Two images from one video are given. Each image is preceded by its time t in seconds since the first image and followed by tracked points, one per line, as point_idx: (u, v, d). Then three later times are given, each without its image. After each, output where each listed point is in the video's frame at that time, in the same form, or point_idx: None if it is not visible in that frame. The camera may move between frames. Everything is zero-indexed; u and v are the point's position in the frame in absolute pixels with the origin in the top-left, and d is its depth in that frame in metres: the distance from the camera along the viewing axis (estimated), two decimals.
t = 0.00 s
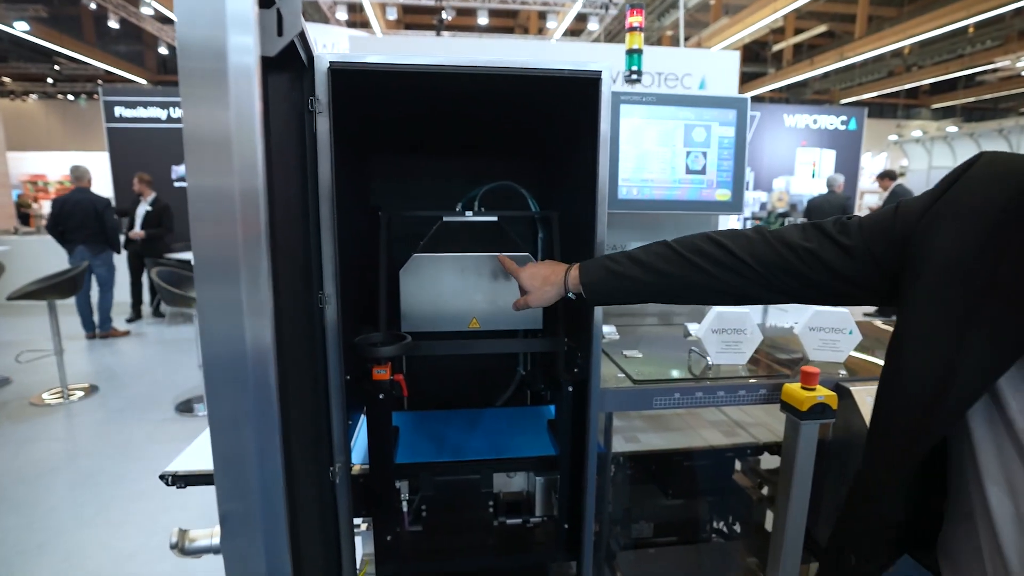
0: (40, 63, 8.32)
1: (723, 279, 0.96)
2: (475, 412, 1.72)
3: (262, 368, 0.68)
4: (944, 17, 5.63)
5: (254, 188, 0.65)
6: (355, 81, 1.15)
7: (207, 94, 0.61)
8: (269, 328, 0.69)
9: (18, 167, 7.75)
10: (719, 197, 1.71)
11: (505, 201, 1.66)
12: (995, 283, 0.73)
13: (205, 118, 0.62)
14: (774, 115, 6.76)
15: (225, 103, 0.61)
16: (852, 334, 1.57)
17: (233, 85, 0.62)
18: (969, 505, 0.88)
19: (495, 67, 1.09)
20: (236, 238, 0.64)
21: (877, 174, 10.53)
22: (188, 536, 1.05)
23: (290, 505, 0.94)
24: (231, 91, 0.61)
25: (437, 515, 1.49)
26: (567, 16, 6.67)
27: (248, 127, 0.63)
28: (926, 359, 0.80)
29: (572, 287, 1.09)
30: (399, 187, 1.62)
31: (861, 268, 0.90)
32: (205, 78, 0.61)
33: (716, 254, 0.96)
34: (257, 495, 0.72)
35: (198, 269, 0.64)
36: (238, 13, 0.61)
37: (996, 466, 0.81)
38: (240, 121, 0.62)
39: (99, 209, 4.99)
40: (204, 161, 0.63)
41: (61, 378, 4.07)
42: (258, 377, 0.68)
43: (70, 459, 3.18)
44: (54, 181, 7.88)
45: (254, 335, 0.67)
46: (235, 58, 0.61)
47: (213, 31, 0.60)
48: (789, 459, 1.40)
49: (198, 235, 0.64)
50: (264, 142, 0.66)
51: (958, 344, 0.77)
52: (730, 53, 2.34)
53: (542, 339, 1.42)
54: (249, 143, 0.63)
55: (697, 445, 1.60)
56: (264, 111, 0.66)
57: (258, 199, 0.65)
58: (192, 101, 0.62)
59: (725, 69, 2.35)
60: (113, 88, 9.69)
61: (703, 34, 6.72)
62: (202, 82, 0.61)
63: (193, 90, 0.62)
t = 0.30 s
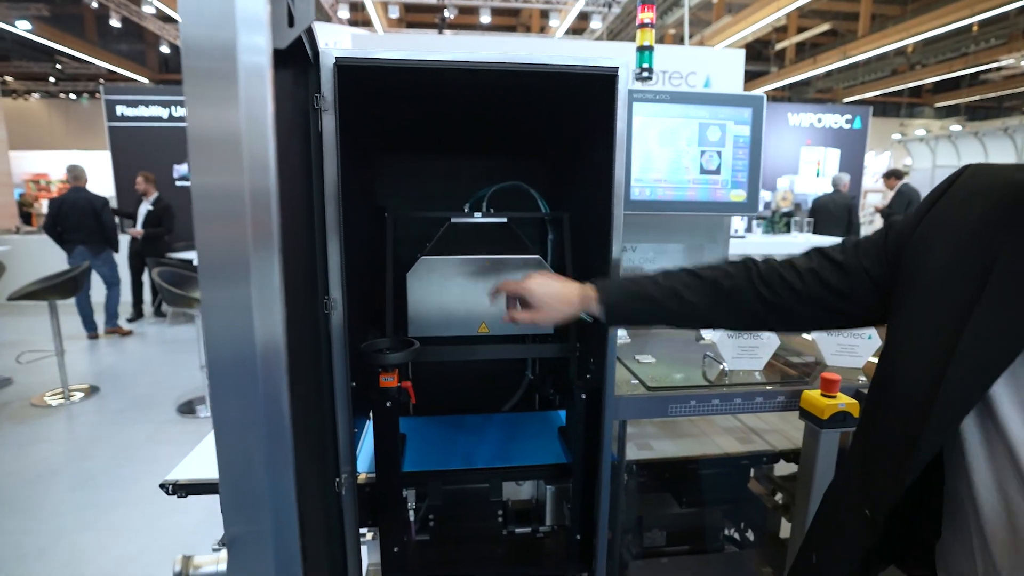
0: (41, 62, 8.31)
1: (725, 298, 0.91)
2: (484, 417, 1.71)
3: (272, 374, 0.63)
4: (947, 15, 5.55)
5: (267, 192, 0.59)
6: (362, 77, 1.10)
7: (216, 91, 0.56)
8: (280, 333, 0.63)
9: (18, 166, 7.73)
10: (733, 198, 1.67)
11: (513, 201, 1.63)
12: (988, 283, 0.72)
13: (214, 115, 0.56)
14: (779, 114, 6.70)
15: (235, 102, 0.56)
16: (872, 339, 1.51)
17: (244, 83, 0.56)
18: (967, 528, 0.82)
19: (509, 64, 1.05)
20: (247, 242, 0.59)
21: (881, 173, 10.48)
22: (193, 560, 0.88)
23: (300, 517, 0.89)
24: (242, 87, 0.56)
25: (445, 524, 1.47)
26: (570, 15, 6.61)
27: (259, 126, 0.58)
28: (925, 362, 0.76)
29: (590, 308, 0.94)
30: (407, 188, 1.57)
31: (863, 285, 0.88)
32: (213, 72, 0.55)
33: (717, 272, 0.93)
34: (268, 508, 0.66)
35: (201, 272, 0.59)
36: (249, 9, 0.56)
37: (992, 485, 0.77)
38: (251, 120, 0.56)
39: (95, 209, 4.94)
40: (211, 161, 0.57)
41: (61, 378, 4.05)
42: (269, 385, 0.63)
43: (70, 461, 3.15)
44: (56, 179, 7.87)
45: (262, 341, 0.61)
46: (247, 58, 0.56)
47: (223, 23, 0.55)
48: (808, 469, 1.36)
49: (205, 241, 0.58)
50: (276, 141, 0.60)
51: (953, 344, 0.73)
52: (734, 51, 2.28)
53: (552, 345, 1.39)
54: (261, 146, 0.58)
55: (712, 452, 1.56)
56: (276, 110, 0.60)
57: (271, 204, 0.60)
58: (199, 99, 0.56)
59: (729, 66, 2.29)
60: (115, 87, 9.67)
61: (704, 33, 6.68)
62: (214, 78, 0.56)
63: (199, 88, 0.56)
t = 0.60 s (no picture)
0: (43, 59, 8.28)
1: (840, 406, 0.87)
2: (494, 422, 1.68)
3: (280, 356, 0.68)
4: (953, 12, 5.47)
5: (278, 184, 0.65)
6: (367, 72, 1.06)
7: (225, 93, 0.61)
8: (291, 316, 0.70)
9: (21, 164, 7.72)
10: (751, 198, 1.62)
11: (522, 201, 1.60)
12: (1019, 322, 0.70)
13: (222, 114, 0.61)
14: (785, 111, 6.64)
15: (245, 103, 0.61)
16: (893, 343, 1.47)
17: (254, 84, 0.61)
18: None
19: (523, 58, 1.00)
20: (256, 234, 0.63)
21: (886, 170, 10.40)
22: None
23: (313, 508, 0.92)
24: (251, 87, 0.61)
25: (453, 533, 1.43)
26: (573, 12, 6.54)
27: (269, 124, 0.63)
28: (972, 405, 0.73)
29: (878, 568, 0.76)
30: (414, 188, 1.55)
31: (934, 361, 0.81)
32: (222, 75, 0.60)
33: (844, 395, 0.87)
34: (273, 485, 0.71)
35: (204, 268, 0.63)
36: (259, 12, 0.61)
37: None
38: (260, 116, 0.62)
39: (107, 206, 4.91)
40: (217, 160, 0.62)
41: (64, 378, 4.02)
42: (276, 367, 0.68)
43: (72, 462, 3.13)
44: (59, 177, 7.85)
45: (270, 325, 0.67)
46: (257, 57, 0.61)
47: (229, 26, 0.60)
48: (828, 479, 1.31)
49: (210, 235, 0.63)
50: (286, 138, 0.66)
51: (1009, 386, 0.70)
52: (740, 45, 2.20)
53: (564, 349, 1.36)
54: (271, 141, 0.63)
55: (727, 460, 1.52)
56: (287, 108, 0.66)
57: (282, 194, 0.65)
58: (204, 102, 0.61)
59: (734, 60, 2.22)
60: (118, 84, 9.65)
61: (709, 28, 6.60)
62: (222, 81, 0.61)
63: (205, 90, 0.61)
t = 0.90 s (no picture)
0: (41, 51, 8.21)
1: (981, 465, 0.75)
2: (501, 422, 1.66)
3: (296, 352, 0.68)
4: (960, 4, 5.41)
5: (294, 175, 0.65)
6: (376, 64, 1.02)
7: (235, 85, 0.60)
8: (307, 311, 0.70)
9: (21, 158, 7.67)
10: (766, 193, 1.59)
11: (531, 197, 1.57)
12: None
13: (232, 106, 0.61)
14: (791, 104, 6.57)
15: (258, 96, 0.61)
16: (911, 343, 1.43)
17: (268, 77, 0.61)
18: None
19: (539, 49, 0.97)
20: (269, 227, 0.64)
21: (890, 164, 10.32)
22: None
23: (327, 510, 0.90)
24: (265, 80, 0.61)
25: (462, 536, 1.40)
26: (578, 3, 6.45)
27: (283, 118, 0.63)
28: None
29: None
30: (422, 183, 1.51)
31: None
32: (233, 68, 0.60)
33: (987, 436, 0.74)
34: (286, 476, 0.71)
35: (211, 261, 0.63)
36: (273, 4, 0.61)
37: None
38: (275, 110, 0.62)
39: (117, 200, 4.88)
40: (224, 154, 0.62)
41: (66, 373, 4.00)
42: (289, 360, 0.68)
43: (75, 459, 3.10)
44: (60, 171, 7.80)
45: (284, 320, 0.67)
46: (272, 49, 0.61)
47: (239, 20, 0.59)
48: (845, 483, 1.28)
49: (220, 227, 0.63)
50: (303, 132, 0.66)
51: None
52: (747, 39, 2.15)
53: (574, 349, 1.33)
54: (287, 136, 0.64)
55: (740, 461, 1.50)
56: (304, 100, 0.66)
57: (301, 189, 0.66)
58: (211, 94, 0.61)
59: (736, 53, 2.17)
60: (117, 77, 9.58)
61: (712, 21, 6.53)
62: (231, 74, 0.60)
63: (211, 82, 0.60)
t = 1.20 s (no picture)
0: (40, 46, 8.16)
1: None
2: (503, 421, 1.63)
3: (296, 351, 0.67)
4: None
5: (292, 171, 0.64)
6: (378, 53, 0.99)
7: (232, 77, 0.59)
8: (309, 310, 0.69)
9: (20, 153, 7.64)
10: (774, 187, 1.56)
11: (536, 191, 1.55)
12: None
13: (229, 98, 0.59)
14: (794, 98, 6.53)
15: (255, 89, 0.59)
16: (923, 341, 1.40)
17: (266, 70, 0.60)
18: None
19: (547, 37, 0.93)
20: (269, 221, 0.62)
21: (893, 158, 10.27)
22: None
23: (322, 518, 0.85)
24: (263, 72, 0.60)
25: (466, 537, 1.39)
26: None
27: (282, 111, 0.62)
28: None
29: None
30: (424, 177, 1.48)
31: None
32: (229, 60, 0.59)
33: None
34: (284, 478, 0.69)
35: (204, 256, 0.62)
36: None
37: None
38: (273, 104, 0.61)
39: (126, 194, 4.80)
40: (218, 146, 0.60)
41: (64, 369, 3.97)
42: (288, 355, 0.67)
43: (74, 456, 3.08)
44: (59, 166, 7.75)
45: (283, 318, 0.65)
46: (270, 42, 0.60)
47: (235, 12, 0.58)
48: (855, 484, 1.25)
49: (217, 221, 0.61)
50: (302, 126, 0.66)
51: None
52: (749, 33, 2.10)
53: (579, 348, 1.31)
54: (286, 130, 0.63)
55: (748, 461, 1.50)
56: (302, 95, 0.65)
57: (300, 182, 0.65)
58: (206, 87, 0.59)
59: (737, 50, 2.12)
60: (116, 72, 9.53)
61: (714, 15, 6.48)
62: (229, 66, 0.59)
63: (206, 75, 0.59)
